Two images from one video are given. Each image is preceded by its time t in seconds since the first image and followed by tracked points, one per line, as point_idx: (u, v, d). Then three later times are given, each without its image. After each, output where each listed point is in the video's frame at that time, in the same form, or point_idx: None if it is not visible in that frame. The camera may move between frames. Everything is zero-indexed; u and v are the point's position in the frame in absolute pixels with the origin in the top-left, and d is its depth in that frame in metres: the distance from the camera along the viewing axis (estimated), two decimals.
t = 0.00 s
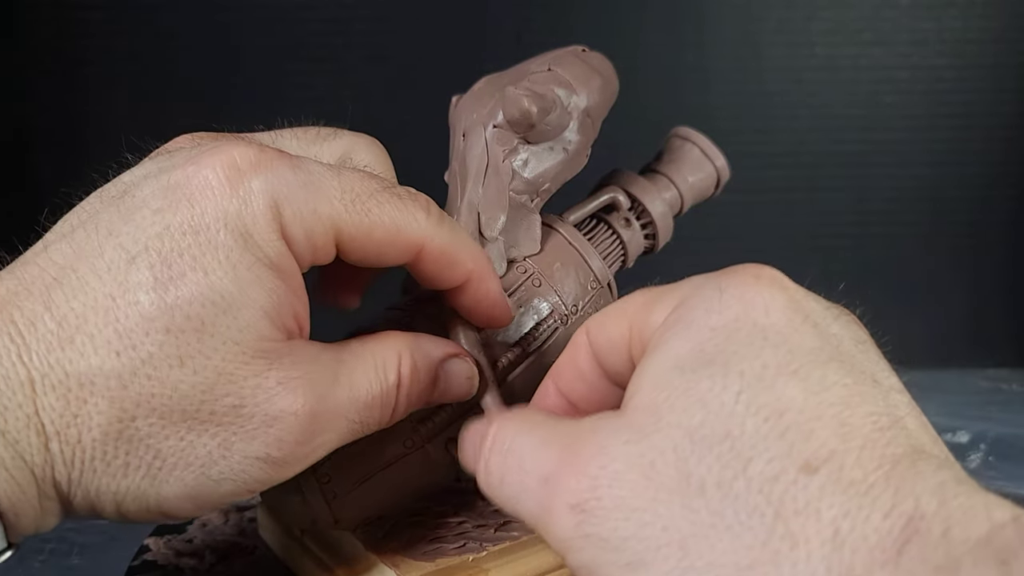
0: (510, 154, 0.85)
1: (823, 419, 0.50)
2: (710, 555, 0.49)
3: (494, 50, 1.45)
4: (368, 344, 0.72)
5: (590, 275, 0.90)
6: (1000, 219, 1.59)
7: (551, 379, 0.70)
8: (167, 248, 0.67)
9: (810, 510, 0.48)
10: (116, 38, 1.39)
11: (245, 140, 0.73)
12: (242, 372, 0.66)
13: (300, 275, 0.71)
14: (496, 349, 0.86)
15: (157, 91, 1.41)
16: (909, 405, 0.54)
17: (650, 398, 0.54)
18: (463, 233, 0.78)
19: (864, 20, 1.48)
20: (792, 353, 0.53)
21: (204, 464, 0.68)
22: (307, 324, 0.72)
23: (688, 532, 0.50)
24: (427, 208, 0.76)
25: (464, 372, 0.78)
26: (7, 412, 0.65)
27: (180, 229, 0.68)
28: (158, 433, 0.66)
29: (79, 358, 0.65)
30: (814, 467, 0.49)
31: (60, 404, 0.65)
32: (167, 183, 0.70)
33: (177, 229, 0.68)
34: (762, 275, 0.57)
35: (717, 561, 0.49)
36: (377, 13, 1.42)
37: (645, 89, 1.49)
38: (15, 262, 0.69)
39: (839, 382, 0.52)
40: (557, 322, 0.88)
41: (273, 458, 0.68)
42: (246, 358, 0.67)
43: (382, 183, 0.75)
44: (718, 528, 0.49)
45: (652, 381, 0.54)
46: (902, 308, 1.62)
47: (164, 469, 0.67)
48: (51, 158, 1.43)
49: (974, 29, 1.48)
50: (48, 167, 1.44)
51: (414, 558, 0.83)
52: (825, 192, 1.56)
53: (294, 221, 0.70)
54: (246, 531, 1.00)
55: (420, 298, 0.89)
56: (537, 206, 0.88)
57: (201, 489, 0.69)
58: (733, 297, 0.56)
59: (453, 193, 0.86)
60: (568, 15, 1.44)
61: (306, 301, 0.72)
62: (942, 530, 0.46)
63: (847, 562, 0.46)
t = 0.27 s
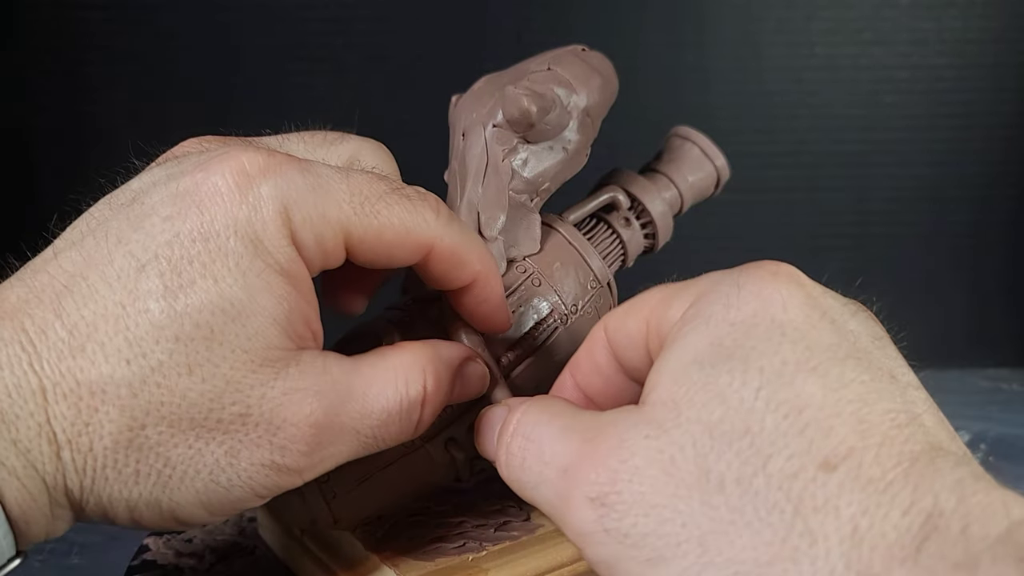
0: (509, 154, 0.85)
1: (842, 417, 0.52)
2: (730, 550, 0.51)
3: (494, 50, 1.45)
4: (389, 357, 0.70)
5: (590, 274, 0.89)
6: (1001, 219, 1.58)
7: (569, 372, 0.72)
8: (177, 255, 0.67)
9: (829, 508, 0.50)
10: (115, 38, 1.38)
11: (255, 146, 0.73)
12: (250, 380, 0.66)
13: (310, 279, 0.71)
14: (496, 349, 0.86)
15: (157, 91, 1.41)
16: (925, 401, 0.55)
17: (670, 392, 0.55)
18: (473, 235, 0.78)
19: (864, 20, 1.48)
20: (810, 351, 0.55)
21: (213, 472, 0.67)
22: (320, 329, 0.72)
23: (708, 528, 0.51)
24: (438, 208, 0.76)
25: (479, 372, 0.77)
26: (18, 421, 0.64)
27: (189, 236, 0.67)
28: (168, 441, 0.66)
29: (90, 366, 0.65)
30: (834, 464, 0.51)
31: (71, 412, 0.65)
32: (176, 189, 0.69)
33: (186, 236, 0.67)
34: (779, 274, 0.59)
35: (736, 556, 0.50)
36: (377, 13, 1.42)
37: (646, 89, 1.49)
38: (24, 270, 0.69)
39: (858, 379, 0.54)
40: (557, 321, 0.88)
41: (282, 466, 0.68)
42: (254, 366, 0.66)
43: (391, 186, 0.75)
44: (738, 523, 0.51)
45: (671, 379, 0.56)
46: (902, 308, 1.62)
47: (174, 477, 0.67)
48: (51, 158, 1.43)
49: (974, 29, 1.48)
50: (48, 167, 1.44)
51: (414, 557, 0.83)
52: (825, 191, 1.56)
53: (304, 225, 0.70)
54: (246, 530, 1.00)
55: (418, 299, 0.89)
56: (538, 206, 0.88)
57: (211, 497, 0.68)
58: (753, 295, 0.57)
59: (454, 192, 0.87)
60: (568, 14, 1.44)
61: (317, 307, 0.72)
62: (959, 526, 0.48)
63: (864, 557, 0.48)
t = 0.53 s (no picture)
0: (509, 153, 0.85)
1: (842, 434, 0.52)
2: (731, 557, 0.51)
3: (494, 49, 1.45)
4: (400, 362, 0.71)
5: (590, 274, 0.89)
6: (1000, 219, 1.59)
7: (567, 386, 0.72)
8: (186, 261, 0.67)
9: (830, 520, 0.50)
10: (115, 37, 1.38)
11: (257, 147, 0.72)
12: (261, 383, 0.67)
13: (318, 279, 0.71)
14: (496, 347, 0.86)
15: (157, 91, 1.41)
16: (925, 425, 0.55)
17: (676, 399, 0.56)
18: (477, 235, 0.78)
19: (864, 19, 1.48)
20: (813, 368, 0.55)
21: (228, 473, 0.68)
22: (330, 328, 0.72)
23: (710, 534, 0.52)
24: (443, 207, 0.76)
25: (489, 373, 0.78)
26: (30, 430, 0.64)
27: (196, 242, 0.67)
28: (180, 445, 0.66)
29: (101, 373, 0.65)
30: (835, 478, 0.51)
31: (83, 420, 0.65)
32: (182, 193, 0.69)
33: (193, 242, 0.67)
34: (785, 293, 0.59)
35: (736, 562, 0.51)
36: (377, 13, 1.42)
37: (646, 88, 1.49)
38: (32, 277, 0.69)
39: (857, 399, 0.54)
40: (558, 321, 0.87)
41: (296, 464, 0.69)
42: (265, 370, 0.67)
43: (395, 183, 0.74)
44: (738, 532, 0.51)
45: (677, 388, 0.56)
46: (902, 307, 1.62)
47: (188, 480, 0.67)
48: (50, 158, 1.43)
49: (974, 29, 1.48)
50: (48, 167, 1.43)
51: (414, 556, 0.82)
52: (825, 191, 1.56)
53: (310, 227, 0.69)
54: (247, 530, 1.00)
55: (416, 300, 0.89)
56: (537, 205, 0.88)
57: (227, 498, 0.69)
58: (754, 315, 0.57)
59: (455, 192, 0.87)
60: (568, 14, 1.44)
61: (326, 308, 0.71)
62: (959, 541, 0.47)
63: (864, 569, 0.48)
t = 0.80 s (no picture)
0: (509, 153, 0.85)
1: (850, 430, 0.54)
2: (739, 535, 0.51)
3: (495, 50, 1.45)
4: (406, 359, 0.71)
5: (590, 274, 0.90)
6: (1000, 220, 1.59)
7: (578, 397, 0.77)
8: (191, 259, 0.66)
9: (838, 506, 0.50)
10: (115, 36, 1.38)
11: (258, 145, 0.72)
12: (267, 379, 0.67)
13: (321, 275, 0.71)
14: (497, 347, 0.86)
15: (157, 90, 1.41)
16: (925, 439, 0.57)
17: (694, 387, 0.57)
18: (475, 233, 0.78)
19: (864, 19, 1.48)
20: (821, 371, 0.58)
21: (236, 470, 0.68)
22: (334, 324, 0.72)
23: (717, 512, 0.52)
24: (443, 204, 0.76)
25: (494, 370, 0.77)
26: (37, 430, 0.64)
27: (200, 240, 0.67)
28: (187, 443, 0.66)
29: (107, 372, 0.65)
30: (843, 467, 0.52)
31: (90, 419, 0.65)
32: (185, 192, 0.69)
33: (197, 240, 0.67)
34: (790, 317, 0.63)
35: (744, 541, 0.51)
36: (377, 13, 1.42)
37: (647, 88, 1.49)
38: (36, 279, 0.69)
39: (860, 403, 0.56)
40: (558, 321, 0.87)
41: (303, 459, 0.69)
42: (271, 366, 0.67)
43: (397, 181, 0.74)
44: (746, 511, 0.52)
45: (693, 379, 0.58)
46: (901, 308, 1.62)
47: (196, 477, 0.67)
48: (50, 158, 1.43)
49: (974, 29, 1.48)
50: (47, 166, 1.43)
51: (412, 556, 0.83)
52: (825, 191, 1.56)
53: (312, 223, 0.69)
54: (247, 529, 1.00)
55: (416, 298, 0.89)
56: (536, 205, 0.89)
57: (235, 494, 0.69)
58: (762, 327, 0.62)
59: (454, 193, 0.87)
60: (569, 13, 1.44)
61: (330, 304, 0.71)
62: (963, 529, 0.48)
63: (870, 554, 0.48)
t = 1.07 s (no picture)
0: (509, 153, 0.85)
1: (858, 419, 0.56)
2: (747, 521, 0.54)
3: (495, 50, 1.45)
4: (395, 349, 0.71)
5: (590, 274, 0.90)
6: (1001, 219, 1.59)
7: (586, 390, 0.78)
8: (181, 257, 0.67)
9: (846, 491, 0.53)
10: (116, 37, 1.39)
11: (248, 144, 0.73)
12: (259, 374, 0.67)
13: (312, 274, 0.71)
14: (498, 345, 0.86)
15: (157, 90, 1.42)
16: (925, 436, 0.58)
17: (705, 378, 0.59)
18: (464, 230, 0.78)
19: (864, 19, 1.48)
20: (829, 363, 0.59)
21: (229, 465, 0.68)
22: (326, 321, 0.72)
23: (724, 499, 0.54)
24: (433, 203, 0.76)
25: (491, 368, 0.76)
26: (29, 427, 0.65)
27: (190, 238, 0.67)
28: (179, 439, 0.66)
29: (99, 370, 0.65)
30: (851, 454, 0.54)
31: (82, 416, 0.65)
32: (175, 191, 0.69)
33: (187, 238, 0.67)
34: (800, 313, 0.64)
35: (751, 525, 0.53)
36: (377, 13, 1.42)
37: (647, 88, 1.49)
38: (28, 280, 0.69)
39: (868, 393, 0.58)
40: (558, 321, 0.88)
41: (297, 453, 0.69)
42: (262, 361, 0.67)
43: (387, 181, 0.75)
44: (754, 498, 0.54)
45: (703, 372, 0.60)
46: (902, 308, 1.62)
47: (189, 473, 0.68)
48: (51, 158, 1.43)
49: (974, 29, 1.48)
50: (48, 166, 1.43)
51: (407, 555, 0.83)
52: (825, 191, 1.56)
53: (302, 221, 0.70)
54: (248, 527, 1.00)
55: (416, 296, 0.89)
56: (537, 204, 0.89)
57: (229, 490, 0.69)
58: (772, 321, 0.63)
59: (454, 192, 0.87)
60: (568, 13, 1.44)
61: (320, 302, 0.72)
62: (969, 516, 0.51)
63: (878, 538, 0.51)
